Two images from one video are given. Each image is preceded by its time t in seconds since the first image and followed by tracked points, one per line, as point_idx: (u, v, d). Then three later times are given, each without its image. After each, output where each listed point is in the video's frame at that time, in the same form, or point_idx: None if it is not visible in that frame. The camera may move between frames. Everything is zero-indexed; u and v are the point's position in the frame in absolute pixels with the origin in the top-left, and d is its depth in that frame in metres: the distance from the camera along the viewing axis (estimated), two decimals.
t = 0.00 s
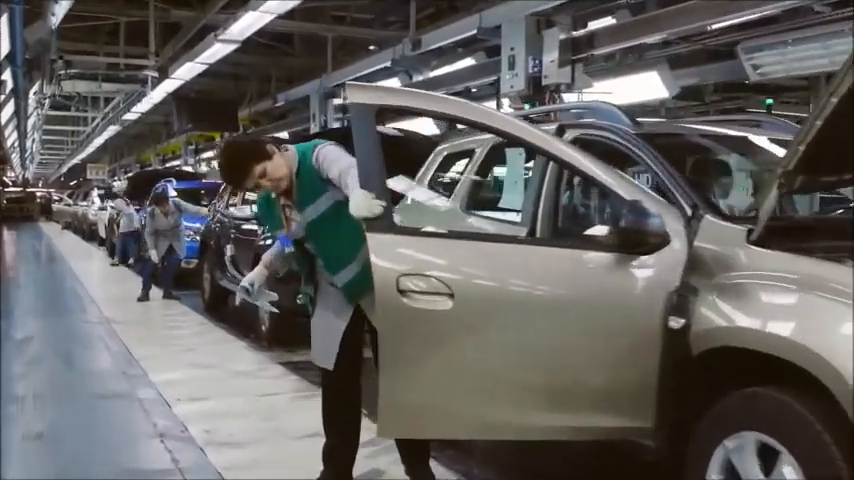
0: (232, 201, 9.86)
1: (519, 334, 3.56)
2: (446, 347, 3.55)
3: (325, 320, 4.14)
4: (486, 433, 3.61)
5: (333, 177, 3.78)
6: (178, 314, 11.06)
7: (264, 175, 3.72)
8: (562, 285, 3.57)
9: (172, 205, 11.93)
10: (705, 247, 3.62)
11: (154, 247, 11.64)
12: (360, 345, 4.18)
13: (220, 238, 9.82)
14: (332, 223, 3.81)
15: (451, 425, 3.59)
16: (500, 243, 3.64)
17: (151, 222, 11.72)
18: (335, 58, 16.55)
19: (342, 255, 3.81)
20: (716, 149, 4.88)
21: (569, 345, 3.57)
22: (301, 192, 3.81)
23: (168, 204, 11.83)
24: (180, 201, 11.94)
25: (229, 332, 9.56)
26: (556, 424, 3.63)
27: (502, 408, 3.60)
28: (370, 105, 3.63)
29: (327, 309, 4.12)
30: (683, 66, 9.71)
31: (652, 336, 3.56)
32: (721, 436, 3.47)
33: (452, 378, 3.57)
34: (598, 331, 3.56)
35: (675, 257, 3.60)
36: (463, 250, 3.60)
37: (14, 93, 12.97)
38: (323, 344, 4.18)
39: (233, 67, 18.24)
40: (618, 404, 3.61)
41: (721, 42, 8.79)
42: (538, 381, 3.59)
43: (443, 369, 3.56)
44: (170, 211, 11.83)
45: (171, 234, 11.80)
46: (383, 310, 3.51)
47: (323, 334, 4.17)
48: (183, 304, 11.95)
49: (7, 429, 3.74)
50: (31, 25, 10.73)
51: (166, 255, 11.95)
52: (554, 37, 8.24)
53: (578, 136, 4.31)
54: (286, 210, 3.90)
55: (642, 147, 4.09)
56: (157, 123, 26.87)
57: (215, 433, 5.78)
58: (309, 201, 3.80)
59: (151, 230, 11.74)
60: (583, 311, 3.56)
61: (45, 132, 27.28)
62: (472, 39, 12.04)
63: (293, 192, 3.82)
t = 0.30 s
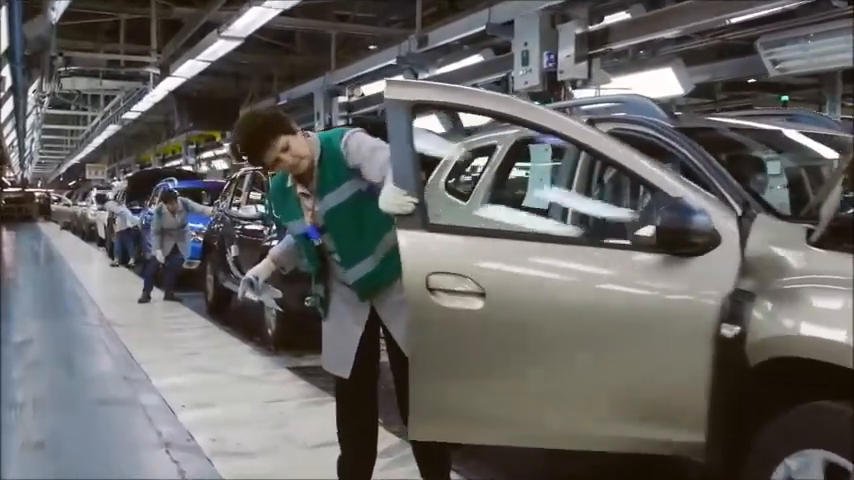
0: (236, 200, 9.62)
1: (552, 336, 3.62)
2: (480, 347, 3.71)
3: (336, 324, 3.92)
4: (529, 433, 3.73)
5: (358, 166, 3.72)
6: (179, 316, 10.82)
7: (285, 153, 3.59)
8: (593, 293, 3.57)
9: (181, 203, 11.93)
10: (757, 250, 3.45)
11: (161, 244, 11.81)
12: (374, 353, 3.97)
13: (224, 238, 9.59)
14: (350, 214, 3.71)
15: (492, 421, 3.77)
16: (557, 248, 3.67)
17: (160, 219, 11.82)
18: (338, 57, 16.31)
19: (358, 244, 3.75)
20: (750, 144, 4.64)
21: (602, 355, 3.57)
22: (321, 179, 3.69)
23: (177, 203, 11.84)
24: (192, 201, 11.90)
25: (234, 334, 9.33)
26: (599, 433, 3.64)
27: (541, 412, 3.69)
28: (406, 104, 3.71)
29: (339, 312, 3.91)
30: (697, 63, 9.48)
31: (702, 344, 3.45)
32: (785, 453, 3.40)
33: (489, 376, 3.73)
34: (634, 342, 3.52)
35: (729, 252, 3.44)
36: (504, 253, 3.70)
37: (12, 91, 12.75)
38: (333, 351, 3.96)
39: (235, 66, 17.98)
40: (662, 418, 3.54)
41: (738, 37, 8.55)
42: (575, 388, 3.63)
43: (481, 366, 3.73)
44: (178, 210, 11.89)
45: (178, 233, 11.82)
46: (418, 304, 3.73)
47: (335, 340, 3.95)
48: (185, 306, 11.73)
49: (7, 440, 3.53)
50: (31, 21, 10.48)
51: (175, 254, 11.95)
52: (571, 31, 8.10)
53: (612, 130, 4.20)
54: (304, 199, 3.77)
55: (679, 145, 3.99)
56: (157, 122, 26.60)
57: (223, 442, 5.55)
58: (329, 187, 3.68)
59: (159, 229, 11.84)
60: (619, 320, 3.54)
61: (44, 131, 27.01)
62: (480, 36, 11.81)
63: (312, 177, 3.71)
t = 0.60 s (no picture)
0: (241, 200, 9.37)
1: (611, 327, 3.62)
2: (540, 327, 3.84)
3: (362, 332, 3.38)
4: (572, 423, 3.78)
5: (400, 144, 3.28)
6: (182, 318, 10.56)
7: (324, 124, 3.18)
8: (657, 284, 3.51)
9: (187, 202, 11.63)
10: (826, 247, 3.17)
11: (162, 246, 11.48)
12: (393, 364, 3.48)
13: (228, 239, 9.31)
14: (389, 195, 3.23)
15: (542, 401, 3.88)
16: (626, 245, 3.68)
17: (164, 220, 11.49)
18: (342, 54, 16.02)
19: (397, 230, 3.24)
20: (791, 136, 4.35)
21: (656, 350, 3.49)
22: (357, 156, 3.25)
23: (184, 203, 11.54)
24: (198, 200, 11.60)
25: (238, 338, 9.06)
26: (641, 430, 3.57)
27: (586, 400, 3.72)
28: (492, 107, 4.07)
29: (366, 316, 3.37)
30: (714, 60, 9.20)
31: (778, 358, 3.21)
32: None
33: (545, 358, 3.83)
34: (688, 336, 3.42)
35: (800, 248, 3.24)
36: (567, 254, 3.79)
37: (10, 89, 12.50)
38: (355, 364, 3.42)
39: (237, 63, 17.70)
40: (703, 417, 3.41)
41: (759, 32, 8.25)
42: (622, 380, 3.59)
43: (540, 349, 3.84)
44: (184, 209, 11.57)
45: (184, 233, 11.56)
46: (478, 281, 4.07)
47: (360, 353, 3.40)
48: (188, 307, 11.46)
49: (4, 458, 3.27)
50: (29, 16, 10.19)
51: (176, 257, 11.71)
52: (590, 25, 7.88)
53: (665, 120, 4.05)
54: (328, 178, 3.29)
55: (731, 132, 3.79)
56: (156, 121, 26.32)
57: (229, 455, 5.27)
58: (367, 164, 3.23)
59: (162, 229, 11.52)
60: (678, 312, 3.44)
61: (43, 130, 26.73)
62: (488, 32, 11.53)
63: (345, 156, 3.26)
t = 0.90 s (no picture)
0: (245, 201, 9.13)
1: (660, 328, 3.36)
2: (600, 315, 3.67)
3: (387, 339, 2.99)
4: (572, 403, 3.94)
5: (438, 137, 2.94)
6: (184, 321, 10.33)
7: (375, 110, 2.83)
8: (706, 279, 3.21)
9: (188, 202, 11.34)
10: None
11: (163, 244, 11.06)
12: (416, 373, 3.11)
13: (232, 240, 9.06)
14: (426, 192, 2.87)
15: (554, 380, 4.07)
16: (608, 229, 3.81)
17: (165, 218, 11.13)
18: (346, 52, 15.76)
19: (434, 228, 2.89)
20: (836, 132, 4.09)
21: (666, 340, 3.35)
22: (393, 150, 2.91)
23: (185, 202, 11.25)
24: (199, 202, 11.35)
25: (242, 342, 8.82)
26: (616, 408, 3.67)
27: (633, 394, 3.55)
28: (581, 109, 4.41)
29: (390, 323, 2.98)
30: (731, 56, 8.92)
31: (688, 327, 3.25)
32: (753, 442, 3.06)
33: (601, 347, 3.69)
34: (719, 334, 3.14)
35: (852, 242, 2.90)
36: (562, 241, 3.99)
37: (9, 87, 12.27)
38: (379, 376, 3.02)
39: (239, 61, 17.47)
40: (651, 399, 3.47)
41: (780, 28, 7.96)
42: (664, 382, 3.37)
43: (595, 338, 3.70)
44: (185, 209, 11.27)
45: (185, 233, 11.19)
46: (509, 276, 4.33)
47: (387, 363, 3.00)
48: (190, 310, 11.21)
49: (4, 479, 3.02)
50: (28, 11, 9.92)
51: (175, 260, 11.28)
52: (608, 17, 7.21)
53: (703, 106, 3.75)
54: (360, 171, 2.91)
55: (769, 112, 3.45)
56: (157, 120, 26.10)
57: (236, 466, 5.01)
58: (403, 160, 2.88)
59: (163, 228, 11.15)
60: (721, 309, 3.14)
61: (43, 129, 26.48)
62: (496, 29, 11.25)
63: (380, 148, 2.92)
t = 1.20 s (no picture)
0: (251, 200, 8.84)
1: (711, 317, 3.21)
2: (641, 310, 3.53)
3: (439, 355, 2.62)
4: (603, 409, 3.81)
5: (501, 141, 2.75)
6: (188, 324, 10.04)
7: (451, 90, 2.55)
8: (743, 270, 3.12)
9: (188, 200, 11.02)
10: None
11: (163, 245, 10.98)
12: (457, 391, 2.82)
13: (238, 241, 8.78)
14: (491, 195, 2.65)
15: (581, 388, 3.94)
16: (639, 227, 3.69)
17: (165, 218, 10.96)
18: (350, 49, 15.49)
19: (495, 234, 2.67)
20: None
21: (705, 337, 3.24)
22: (460, 142, 2.65)
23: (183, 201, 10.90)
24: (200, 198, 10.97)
25: (248, 347, 8.52)
26: (652, 411, 3.55)
27: (677, 394, 3.39)
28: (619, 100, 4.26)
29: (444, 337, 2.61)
30: (752, 51, 8.64)
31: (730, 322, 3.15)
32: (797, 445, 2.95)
33: (642, 344, 3.53)
34: (775, 321, 2.99)
35: None
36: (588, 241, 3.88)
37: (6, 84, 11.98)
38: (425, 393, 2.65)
39: (241, 59, 17.19)
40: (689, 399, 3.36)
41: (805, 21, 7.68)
42: (700, 379, 3.27)
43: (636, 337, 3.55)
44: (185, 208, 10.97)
45: (185, 234, 10.96)
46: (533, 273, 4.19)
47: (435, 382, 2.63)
48: (194, 313, 10.93)
49: None
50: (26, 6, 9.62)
51: (182, 258, 11.13)
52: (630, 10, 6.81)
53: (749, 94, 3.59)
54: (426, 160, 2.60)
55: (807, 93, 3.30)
56: (158, 119, 25.84)
57: None
58: (472, 156, 2.63)
59: (164, 228, 11.00)
60: (778, 297, 3.00)
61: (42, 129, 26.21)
62: (507, 24, 10.98)
63: (446, 138, 2.65)
